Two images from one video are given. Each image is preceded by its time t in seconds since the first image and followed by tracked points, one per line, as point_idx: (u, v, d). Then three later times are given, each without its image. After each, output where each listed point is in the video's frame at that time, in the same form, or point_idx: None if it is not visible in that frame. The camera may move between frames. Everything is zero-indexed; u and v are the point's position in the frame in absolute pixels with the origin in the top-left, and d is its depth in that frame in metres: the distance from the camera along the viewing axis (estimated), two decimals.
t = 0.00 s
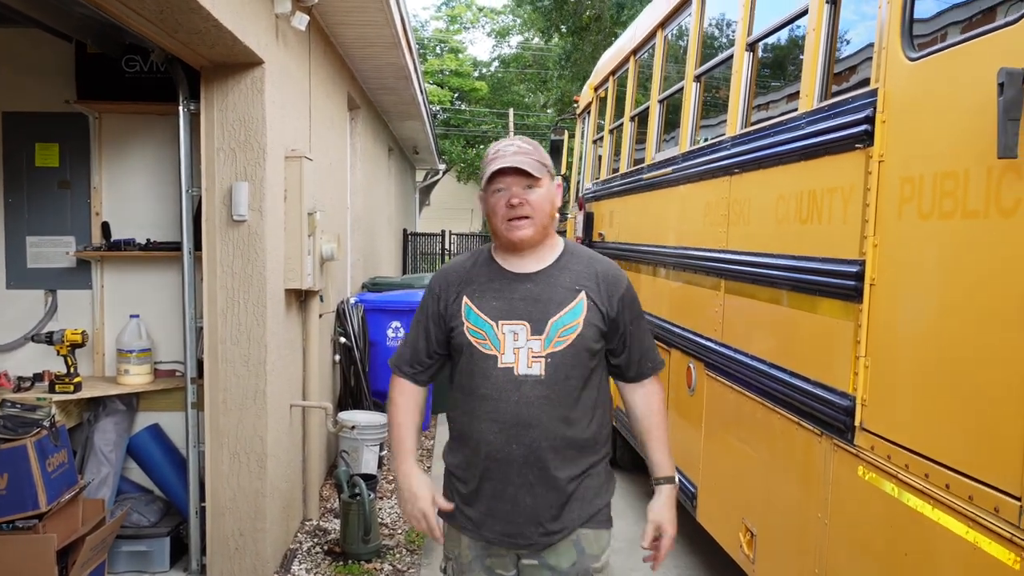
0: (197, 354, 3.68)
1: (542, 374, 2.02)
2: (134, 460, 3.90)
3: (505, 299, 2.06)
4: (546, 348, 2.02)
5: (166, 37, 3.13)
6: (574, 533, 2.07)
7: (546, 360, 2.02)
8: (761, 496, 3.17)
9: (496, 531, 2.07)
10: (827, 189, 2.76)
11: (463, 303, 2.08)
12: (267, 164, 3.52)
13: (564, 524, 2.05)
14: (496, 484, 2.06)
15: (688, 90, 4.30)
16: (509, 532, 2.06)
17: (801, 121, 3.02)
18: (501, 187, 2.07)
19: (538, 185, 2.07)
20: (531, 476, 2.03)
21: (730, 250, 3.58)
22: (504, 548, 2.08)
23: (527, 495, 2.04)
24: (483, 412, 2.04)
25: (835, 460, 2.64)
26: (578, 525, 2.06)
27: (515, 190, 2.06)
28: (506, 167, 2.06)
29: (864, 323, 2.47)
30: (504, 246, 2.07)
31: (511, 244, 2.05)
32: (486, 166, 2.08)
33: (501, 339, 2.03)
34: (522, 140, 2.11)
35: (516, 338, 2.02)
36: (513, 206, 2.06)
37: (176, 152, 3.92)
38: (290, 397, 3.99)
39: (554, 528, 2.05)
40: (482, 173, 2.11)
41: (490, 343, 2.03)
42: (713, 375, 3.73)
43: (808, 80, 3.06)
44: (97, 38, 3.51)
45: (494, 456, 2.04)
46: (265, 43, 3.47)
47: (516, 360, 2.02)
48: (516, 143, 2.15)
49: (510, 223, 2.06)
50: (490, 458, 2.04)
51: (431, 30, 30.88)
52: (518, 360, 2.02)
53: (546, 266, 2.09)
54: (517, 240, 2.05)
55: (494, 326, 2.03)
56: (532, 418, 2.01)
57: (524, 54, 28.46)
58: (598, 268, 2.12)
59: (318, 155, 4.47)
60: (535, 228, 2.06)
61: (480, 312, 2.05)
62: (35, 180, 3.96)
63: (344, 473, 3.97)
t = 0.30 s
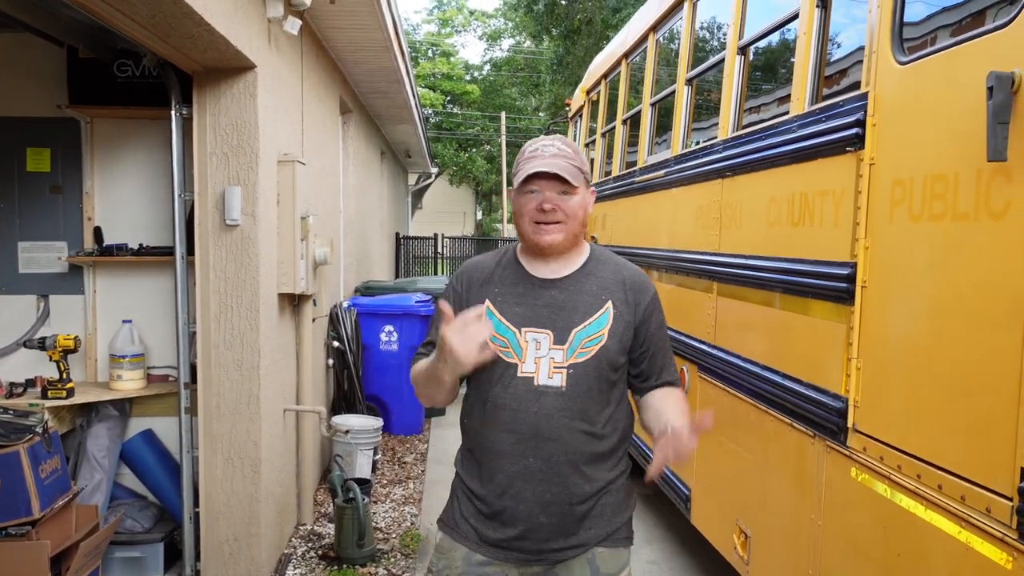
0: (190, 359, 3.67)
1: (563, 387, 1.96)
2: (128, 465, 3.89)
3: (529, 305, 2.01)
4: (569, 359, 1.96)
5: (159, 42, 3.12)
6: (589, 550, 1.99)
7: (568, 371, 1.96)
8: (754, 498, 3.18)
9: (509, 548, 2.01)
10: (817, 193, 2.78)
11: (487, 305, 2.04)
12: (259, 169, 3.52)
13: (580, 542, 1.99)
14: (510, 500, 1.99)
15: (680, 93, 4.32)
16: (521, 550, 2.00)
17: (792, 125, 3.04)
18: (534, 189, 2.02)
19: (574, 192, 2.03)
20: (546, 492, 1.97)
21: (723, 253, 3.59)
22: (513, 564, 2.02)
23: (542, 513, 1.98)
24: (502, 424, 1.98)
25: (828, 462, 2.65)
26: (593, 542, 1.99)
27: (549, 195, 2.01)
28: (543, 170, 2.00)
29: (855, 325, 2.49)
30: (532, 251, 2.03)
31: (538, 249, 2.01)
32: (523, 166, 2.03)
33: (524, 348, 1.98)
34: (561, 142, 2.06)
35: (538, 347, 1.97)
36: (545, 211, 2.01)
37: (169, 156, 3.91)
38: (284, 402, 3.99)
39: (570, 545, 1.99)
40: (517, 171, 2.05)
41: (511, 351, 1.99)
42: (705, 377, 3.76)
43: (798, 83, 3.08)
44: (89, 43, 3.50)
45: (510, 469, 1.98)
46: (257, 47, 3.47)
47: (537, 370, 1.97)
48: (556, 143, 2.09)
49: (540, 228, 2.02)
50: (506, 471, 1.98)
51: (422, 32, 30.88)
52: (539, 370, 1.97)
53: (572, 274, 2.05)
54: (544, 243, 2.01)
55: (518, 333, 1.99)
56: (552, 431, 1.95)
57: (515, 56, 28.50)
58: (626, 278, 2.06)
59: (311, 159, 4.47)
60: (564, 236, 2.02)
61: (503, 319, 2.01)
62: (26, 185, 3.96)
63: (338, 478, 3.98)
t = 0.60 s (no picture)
0: (186, 363, 3.67)
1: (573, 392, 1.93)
2: (124, 470, 3.89)
3: (536, 309, 1.97)
4: (579, 363, 1.93)
5: (153, 47, 3.13)
6: (599, 560, 1.98)
7: (578, 376, 1.93)
8: (751, 499, 3.18)
9: (517, 559, 1.97)
10: (812, 194, 2.78)
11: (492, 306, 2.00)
12: (255, 173, 3.52)
13: (589, 551, 1.96)
14: (520, 508, 1.96)
15: (675, 96, 4.33)
16: (531, 560, 1.97)
17: (786, 126, 3.05)
18: (543, 185, 2.00)
19: (582, 189, 2.01)
20: (556, 499, 1.94)
21: (718, 254, 3.60)
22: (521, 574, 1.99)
23: (552, 520, 1.95)
24: (513, 429, 1.94)
25: (825, 463, 2.65)
26: (603, 552, 1.97)
27: (558, 190, 1.99)
28: (553, 165, 1.99)
29: (851, 326, 2.49)
30: (540, 247, 1.99)
31: (547, 245, 1.98)
32: (531, 162, 2.01)
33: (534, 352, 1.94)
34: (568, 140, 2.05)
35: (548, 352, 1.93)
36: (554, 207, 1.99)
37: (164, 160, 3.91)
38: (281, 406, 3.99)
39: (580, 555, 1.96)
40: (524, 168, 2.04)
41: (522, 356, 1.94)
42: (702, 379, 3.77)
43: (792, 85, 3.08)
44: (84, 48, 3.50)
45: (521, 477, 1.94)
46: (251, 51, 3.47)
47: (548, 374, 1.93)
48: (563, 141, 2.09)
49: (549, 224, 1.99)
50: (515, 478, 1.95)
51: (417, 35, 30.93)
52: (549, 375, 1.93)
53: (580, 274, 2.01)
54: (554, 244, 1.97)
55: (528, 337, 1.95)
56: (564, 436, 1.92)
57: (510, 59, 28.55)
58: (636, 280, 2.04)
59: (306, 163, 4.47)
60: (573, 234, 1.99)
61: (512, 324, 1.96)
62: (20, 190, 3.95)
63: (336, 481, 3.97)
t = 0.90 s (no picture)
0: (181, 361, 3.66)
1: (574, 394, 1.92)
2: (117, 467, 3.88)
3: (533, 312, 1.95)
4: (578, 363, 1.91)
5: (151, 45, 3.12)
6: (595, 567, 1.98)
7: (577, 377, 1.91)
8: (744, 504, 3.18)
9: (513, 563, 1.97)
10: (809, 200, 2.79)
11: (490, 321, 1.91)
12: (252, 171, 3.52)
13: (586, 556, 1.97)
14: (516, 513, 1.96)
15: (673, 100, 4.33)
16: (526, 565, 1.97)
17: (783, 132, 3.05)
18: (526, 187, 2.00)
19: (564, 186, 2.01)
20: (553, 505, 1.94)
21: (715, 259, 3.60)
22: None
23: (550, 526, 1.95)
24: (512, 434, 1.92)
25: (818, 469, 2.65)
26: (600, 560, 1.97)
27: (541, 191, 1.99)
28: (533, 166, 1.98)
29: (846, 332, 2.49)
30: (530, 249, 1.99)
31: (537, 247, 1.98)
32: (511, 165, 2.01)
33: (531, 354, 1.92)
34: (548, 138, 2.04)
35: (546, 353, 1.91)
36: (540, 207, 1.98)
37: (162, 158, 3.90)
38: (275, 405, 3.99)
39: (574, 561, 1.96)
40: (506, 171, 2.03)
41: (519, 358, 1.92)
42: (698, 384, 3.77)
43: (791, 90, 3.09)
44: (83, 45, 3.50)
45: (521, 480, 1.93)
46: (251, 50, 3.47)
47: (546, 376, 1.91)
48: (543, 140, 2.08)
49: (536, 225, 1.99)
50: (510, 482, 1.94)
51: (417, 36, 30.95)
52: (549, 377, 1.91)
53: (573, 274, 2.00)
54: (544, 245, 1.97)
55: (525, 340, 1.92)
56: (564, 440, 1.91)
57: (510, 60, 28.58)
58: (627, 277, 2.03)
59: (304, 162, 4.47)
60: (561, 233, 1.99)
61: (507, 326, 1.93)
62: (16, 186, 3.95)
63: (329, 481, 3.97)
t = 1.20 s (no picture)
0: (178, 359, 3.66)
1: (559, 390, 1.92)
2: (113, 464, 3.88)
3: (520, 306, 1.96)
4: (564, 360, 1.92)
5: (147, 42, 3.12)
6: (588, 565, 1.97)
7: (564, 373, 1.92)
8: (741, 500, 3.19)
9: (505, 561, 1.97)
10: (805, 195, 2.79)
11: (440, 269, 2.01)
12: (248, 168, 3.52)
13: (579, 555, 1.96)
14: (507, 510, 1.96)
15: (669, 96, 4.34)
16: (519, 562, 1.97)
17: (779, 127, 3.06)
18: (512, 185, 2.00)
19: (551, 182, 2.00)
20: (544, 502, 1.94)
21: (711, 255, 3.61)
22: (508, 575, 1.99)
23: (543, 522, 1.95)
24: (500, 429, 1.93)
25: (814, 464, 2.66)
26: (592, 559, 1.97)
27: (527, 187, 1.99)
28: (518, 163, 1.99)
29: (842, 327, 2.49)
30: (520, 246, 1.99)
31: (526, 245, 1.98)
32: (495, 164, 2.01)
33: (517, 350, 1.93)
34: (533, 135, 2.04)
35: (531, 349, 1.92)
36: (527, 204, 1.98)
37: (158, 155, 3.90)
38: (272, 402, 3.99)
39: (567, 559, 1.96)
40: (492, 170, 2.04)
41: (504, 353, 1.93)
42: (694, 379, 3.78)
43: (786, 86, 3.09)
44: (78, 42, 3.50)
45: (510, 477, 1.93)
46: (246, 47, 3.46)
47: (533, 372, 1.92)
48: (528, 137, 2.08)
49: (524, 222, 1.99)
50: (501, 479, 1.94)
51: (414, 34, 30.92)
52: (536, 373, 1.92)
53: (564, 270, 2.00)
54: (533, 242, 1.97)
55: (510, 336, 1.94)
56: (553, 435, 1.91)
57: (506, 58, 28.58)
58: (619, 275, 2.01)
59: (300, 159, 4.47)
60: (550, 229, 1.99)
61: (494, 321, 1.96)
62: (11, 183, 3.94)
63: (326, 478, 3.97)
